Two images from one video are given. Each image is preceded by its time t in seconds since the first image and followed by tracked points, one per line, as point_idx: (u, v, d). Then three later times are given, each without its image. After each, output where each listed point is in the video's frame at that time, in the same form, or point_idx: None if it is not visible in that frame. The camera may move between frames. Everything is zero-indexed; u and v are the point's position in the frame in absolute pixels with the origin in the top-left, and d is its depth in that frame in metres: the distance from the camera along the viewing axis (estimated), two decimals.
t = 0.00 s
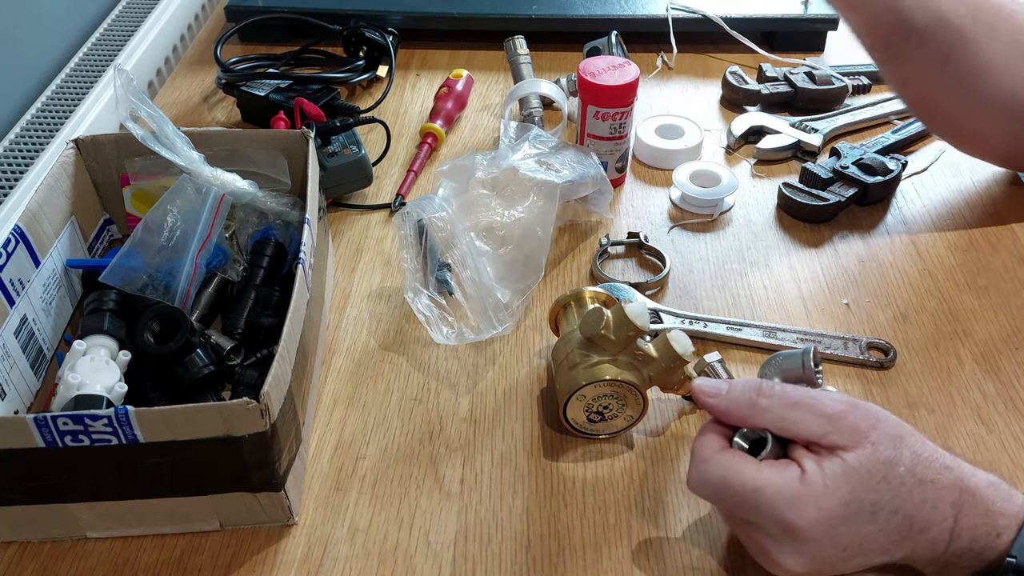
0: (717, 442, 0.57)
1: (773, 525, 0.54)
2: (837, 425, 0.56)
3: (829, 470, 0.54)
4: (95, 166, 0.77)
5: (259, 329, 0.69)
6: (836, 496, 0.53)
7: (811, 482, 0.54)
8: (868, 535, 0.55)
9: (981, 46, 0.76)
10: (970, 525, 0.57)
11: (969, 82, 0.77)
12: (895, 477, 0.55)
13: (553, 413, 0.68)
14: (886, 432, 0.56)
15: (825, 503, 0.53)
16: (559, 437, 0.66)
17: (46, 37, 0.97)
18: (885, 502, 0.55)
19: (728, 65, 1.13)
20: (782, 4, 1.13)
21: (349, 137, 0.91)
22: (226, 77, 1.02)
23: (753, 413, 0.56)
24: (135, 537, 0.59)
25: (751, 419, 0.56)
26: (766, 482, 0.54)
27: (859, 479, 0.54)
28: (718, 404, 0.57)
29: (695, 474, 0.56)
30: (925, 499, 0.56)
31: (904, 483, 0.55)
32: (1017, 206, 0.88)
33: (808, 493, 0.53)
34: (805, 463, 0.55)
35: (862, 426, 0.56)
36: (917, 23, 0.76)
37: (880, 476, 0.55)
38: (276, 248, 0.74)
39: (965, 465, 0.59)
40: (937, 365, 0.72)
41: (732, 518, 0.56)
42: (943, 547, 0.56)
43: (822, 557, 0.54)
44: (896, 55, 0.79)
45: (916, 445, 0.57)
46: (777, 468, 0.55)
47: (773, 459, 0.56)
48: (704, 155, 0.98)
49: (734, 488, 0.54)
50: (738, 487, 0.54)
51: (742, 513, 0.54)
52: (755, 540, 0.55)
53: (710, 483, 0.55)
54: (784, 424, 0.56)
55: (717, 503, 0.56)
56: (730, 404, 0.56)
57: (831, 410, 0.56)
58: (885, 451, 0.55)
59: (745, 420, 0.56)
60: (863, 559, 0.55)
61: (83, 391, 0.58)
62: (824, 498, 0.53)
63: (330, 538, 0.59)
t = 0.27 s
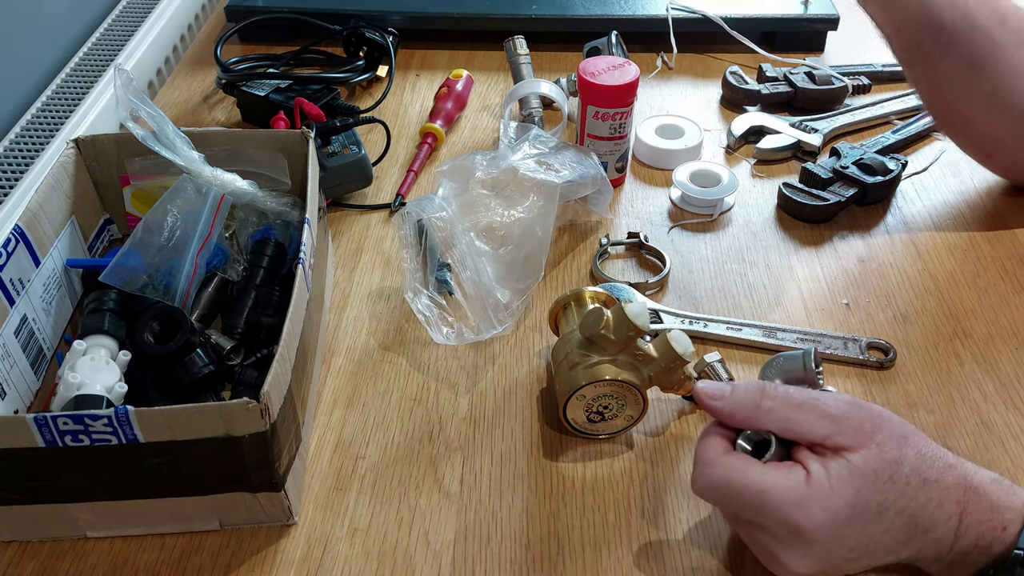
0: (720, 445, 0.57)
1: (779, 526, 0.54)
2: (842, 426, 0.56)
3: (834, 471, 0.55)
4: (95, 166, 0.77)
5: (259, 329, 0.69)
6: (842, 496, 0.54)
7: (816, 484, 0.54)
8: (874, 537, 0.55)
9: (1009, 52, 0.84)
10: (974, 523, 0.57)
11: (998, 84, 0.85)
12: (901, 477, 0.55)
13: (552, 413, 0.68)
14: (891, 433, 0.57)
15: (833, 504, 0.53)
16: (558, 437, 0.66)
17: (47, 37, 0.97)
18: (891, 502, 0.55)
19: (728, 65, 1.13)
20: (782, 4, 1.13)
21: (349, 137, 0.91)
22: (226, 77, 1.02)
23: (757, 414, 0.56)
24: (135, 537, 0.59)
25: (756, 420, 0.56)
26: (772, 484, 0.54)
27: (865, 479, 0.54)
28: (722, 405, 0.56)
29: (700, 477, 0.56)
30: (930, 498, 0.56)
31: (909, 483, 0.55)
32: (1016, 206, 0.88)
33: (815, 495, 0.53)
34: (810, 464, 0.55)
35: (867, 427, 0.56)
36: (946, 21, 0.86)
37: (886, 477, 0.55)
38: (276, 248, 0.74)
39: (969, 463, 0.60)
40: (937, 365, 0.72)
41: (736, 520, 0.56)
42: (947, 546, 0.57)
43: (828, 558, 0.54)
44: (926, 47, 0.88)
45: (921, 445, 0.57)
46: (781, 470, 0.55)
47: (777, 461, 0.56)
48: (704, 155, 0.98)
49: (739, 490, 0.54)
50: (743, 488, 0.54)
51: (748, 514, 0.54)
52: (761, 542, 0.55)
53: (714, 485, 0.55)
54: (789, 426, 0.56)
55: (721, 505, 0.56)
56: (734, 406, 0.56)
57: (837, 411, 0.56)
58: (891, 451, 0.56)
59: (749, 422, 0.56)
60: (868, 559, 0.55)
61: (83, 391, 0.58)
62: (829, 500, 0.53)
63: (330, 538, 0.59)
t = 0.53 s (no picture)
0: (718, 442, 0.57)
1: (776, 523, 0.54)
2: (839, 423, 0.56)
3: (831, 468, 0.54)
4: (95, 166, 0.77)
5: (259, 329, 0.69)
6: (838, 493, 0.53)
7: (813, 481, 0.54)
8: (871, 535, 0.55)
9: (959, 58, 0.71)
10: (973, 521, 0.57)
11: (948, 92, 0.72)
12: (898, 474, 0.55)
13: (552, 413, 0.68)
14: (888, 430, 0.56)
15: (829, 501, 0.53)
16: (558, 437, 0.66)
17: (47, 37, 0.97)
18: (888, 499, 0.55)
19: (728, 65, 1.13)
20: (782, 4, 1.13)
21: (349, 137, 0.91)
22: (226, 77, 1.02)
23: (754, 412, 0.56)
24: (135, 537, 0.59)
25: (752, 418, 0.56)
26: (769, 482, 0.54)
27: (862, 476, 0.54)
28: (718, 404, 0.57)
29: (697, 475, 0.57)
30: (928, 496, 0.56)
31: (906, 480, 0.55)
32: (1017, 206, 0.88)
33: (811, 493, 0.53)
34: (806, 461, 0.55)
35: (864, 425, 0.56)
36: (884, 34, 0.72)
37: (883, 474, 0.55)
38: (276, 248, 0.74)
39: (967, 461, 0.60)
40: (936, 365, 0.72)
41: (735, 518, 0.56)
42: (946, 544, 0.57)
43: (826, 555, 0.54)
44: (864, 67, 0.74)
45: (918, 442, 0.57)
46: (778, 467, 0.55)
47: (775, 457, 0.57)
48: (704, 155, 0.98)
49: (735, 487, 0.54)
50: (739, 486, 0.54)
51: (745, 512, 0.55)
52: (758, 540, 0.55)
53: (711, 483, 0.56)
54: (786, 423, 0.56)
55: (719, 503, 0.56)
56: (731, 404, 0.56)
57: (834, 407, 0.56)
58: (888, 449, 0.55)
59: (746, 420, 0.56)
60: (866, 557, 0.55)
61: (83, 391, 0.58)
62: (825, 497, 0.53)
63: (330, 538, 0.59)
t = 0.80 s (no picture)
0: (714, 443, 0.57)
1: (772, 523, 0.54)
2: (835, 425, 0.56)
3: (827, 469, 0.55)
4: (95, 166, 0.77)
5: (259, 329, 0.69)
6: (835, 493, 0.54)
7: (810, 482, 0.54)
8: (870, 535, 0.55)
9: (888, 117, 0.75)
10: (971, 522, 0.57)
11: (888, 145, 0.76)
12: (895, 476, 0.55)
13: (552, 413, 0.68)
14: (885, 431, 0.57)
15: (825, 502, 0.53)
16: (558, 437, 0.66)
17: (47, 36, 0.97)
18: (884, 500, 0.55)
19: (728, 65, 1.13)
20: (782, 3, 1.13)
21: (349, 137, 0.91)
22: (226, 77, 1.02)
23: (751, 413, 0.56)
24: (135, 537, 0.59)
25: (749, 419, 0.56)
26: (765, 482, 0.54)
27: (859, 477, 0.55)
28: (716, 404, 0.57)
29: (693, 475, 0.56)
30: (925, 497, 0.56)
31: (904, 481, 0.55)
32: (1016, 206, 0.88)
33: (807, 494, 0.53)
34: (803, 462, 0.55)
35: (860, 427, 0.56)
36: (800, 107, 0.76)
37: (880, 475, 0.55)
38: (276, 248, 0.74)
39: (966, 462, 0.60)
40: (937, 366, 0.72)
41: (731, 518, 0.56)
42: (944, 545, 0.56)
43: (823, 555, 0.54)
44: (797, 138, 0.78)
45: (916, 442, 0.57)
46: (776, 467, 0.55)
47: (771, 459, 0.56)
48: (704, 155, 0.98)
49: (731, 487, 0.54)
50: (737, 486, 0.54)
51: (742, 513, 0.54)
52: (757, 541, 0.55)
53: (708, 483, 0.55)
54: (783, 423, 0.56)
55: (715, 503, 0.56)
56: (728, 404, 0.56)
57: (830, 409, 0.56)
58: (885, 451, 0.56)
59: (743, 420, 0.56)
60: (864, 558, 0.55)
61: (84, 391, 0.58)
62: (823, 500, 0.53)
63: (330, 538, 0.59)
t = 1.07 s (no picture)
0: (711, 440, 0.57)
1: (769, 519, 0.54)
2: (832, 420, 0.56)
3: (824, 465, 0.55)
4: (95, 166, 0.77)
5: (259, 329, 0.69)
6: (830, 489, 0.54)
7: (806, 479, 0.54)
8: (869, 532, 0.55)
9: (873, 130, 0.82)
10: (970, 519, 0.57)
11: (875, 155, 0.82)
12: (892, 471, 0.56)
13: (552, 413, 0.68)
14: (883, 428, 0.57)
15: (821, 495, 0.54)
16: (558, 437, 0.66)
17: (46, 36, 0.97)
18: (881, 495, 0.55)
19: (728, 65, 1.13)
20: (782, 4, 1.13)
21: (349, 137, 0.91)
22: (226, 77, 1.02)
23: (747, 410, 0.56)
24: (135, 537, 0.59)
25: (745, 416, 0.56)
26: (761, 478, 0.54)
27: (855, 473, 0.55)
28: (713, 401, 0.56)
29: (690, 471, 0.56)
30: (923, 493, 0.56)
31: (901, 477, 0.56)
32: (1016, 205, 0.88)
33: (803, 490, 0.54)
34: (799, 458, 0.55)
35: (857, 423, 0.56)
36: (788, 121, 0.84)
37: (877, 470, 0.55)
38: (276, 248, 0.74)
39: (965, 460, 0.60)
40: (937, 365, 0.72)
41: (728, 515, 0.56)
42: (943, 542, 0.57)
43: (822, 552, 0.54)
44: (786, 153, 0.86)
45: (913, 440, 0.58)
46: (772, 464, 0.55)
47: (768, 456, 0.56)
48: (705, 155, 0.98)
49: (728, 484, 0.54)
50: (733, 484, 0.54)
51: (738, 508, 0.54)
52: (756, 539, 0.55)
53: (705, 480, 0.55)
54: (780, 420, 0.56)
55: (712, 500, 0.56)
56: (725, 401, 0.56)
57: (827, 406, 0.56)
58: (881, 446, 0.56)
59: (740, 417, 0.56)
60: (862, 554, 0.55)
61: (83, 391, 0.58)
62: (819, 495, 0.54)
63: (330, 538, 0.59)
